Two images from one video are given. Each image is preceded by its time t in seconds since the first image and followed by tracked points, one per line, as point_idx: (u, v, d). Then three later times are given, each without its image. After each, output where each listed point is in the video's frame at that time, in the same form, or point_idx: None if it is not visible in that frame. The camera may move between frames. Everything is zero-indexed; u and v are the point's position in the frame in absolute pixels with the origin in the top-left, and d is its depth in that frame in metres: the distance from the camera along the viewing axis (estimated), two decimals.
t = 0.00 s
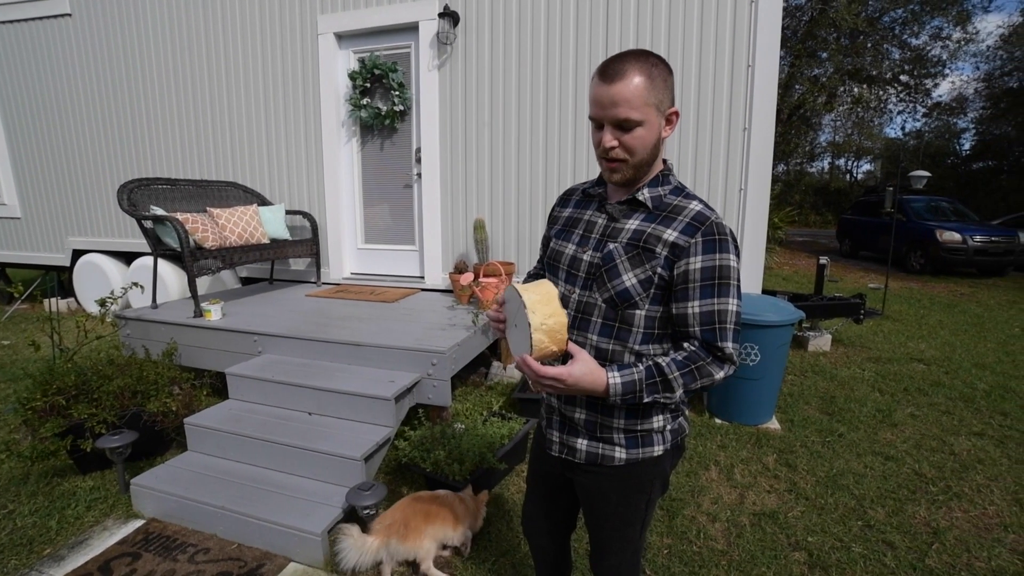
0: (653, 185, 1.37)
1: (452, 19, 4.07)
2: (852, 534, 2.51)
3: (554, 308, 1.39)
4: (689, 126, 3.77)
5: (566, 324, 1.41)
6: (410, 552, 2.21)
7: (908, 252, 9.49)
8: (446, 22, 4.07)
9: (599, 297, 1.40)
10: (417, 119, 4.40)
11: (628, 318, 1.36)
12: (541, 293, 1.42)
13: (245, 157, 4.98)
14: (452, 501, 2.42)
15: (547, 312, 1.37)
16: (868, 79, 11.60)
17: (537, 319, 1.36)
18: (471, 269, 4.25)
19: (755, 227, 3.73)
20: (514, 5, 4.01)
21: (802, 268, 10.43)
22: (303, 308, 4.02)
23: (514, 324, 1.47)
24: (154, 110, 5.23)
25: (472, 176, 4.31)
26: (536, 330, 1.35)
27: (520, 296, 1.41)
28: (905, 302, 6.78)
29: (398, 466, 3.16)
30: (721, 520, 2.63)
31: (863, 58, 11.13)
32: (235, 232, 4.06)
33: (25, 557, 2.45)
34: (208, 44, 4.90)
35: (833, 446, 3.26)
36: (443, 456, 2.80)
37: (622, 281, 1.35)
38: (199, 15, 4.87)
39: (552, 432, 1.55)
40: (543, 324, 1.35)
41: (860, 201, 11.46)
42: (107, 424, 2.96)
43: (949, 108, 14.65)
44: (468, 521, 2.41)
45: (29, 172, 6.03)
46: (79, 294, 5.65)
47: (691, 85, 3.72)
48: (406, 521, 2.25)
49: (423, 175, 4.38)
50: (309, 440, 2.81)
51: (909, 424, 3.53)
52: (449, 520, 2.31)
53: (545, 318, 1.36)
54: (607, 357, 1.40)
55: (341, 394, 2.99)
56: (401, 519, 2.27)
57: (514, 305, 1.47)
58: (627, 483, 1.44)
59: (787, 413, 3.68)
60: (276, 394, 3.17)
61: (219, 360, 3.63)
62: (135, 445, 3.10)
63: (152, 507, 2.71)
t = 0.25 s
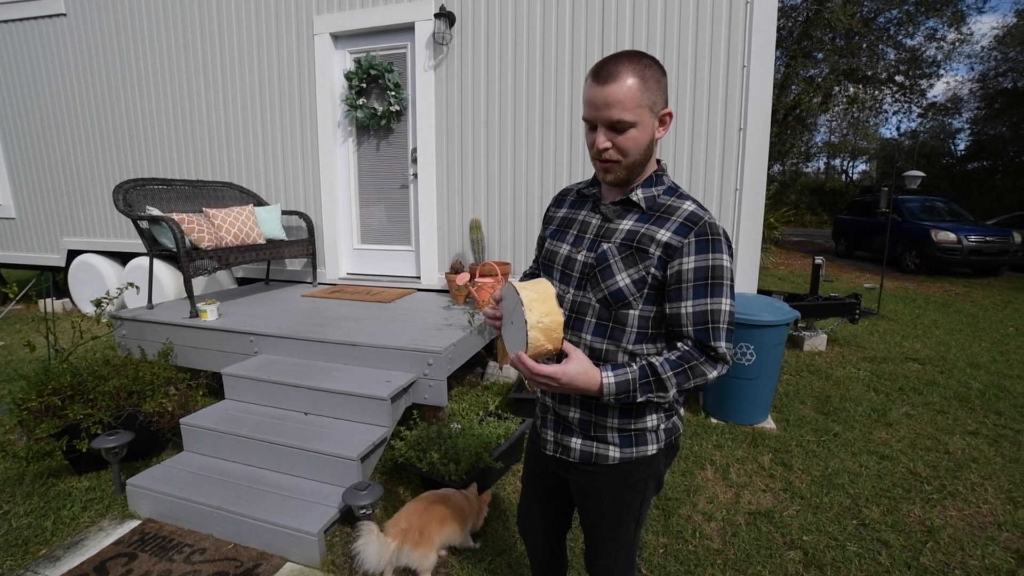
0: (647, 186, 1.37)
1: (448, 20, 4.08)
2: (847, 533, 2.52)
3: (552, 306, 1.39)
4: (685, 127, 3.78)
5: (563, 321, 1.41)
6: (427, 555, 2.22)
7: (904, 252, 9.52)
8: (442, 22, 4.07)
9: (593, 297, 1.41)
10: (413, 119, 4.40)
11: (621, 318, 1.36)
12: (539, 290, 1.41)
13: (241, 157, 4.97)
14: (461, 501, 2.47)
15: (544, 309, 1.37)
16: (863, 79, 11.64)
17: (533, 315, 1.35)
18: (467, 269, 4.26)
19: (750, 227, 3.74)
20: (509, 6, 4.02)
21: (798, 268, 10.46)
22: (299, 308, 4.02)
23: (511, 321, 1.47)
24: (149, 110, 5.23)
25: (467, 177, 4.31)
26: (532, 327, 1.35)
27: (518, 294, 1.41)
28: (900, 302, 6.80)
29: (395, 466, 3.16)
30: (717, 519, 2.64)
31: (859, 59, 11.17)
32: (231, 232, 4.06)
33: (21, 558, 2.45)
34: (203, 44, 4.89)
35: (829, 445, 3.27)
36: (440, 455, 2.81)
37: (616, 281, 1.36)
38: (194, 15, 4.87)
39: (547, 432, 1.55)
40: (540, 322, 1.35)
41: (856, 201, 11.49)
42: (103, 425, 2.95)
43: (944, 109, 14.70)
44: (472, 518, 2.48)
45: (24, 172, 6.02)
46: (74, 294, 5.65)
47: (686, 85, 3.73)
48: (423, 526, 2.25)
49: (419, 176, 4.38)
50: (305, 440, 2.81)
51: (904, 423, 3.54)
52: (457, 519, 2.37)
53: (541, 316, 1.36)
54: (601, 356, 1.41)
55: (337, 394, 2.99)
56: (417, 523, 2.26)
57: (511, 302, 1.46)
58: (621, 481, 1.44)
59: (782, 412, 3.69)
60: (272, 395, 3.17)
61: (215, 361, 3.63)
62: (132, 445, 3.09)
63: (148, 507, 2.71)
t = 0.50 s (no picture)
0: (640, 186, 1.37)
1: (444, 20, 4.06)
2: (843, 532, 2.53)
3: (551, 301, 1.39)
4: (681, 127, 3.78)
5: (561, 317, 1.41)
6: (434, 553, 2.24)
7: (900, 252, 9.54)
8: (438, 22, 4.07)
9: (587, 297, 1.41)
10: (409, 119, 4.40)
11: (615, 318, 1.36)
12: (540, 284, 1.41)
13: (237, 157, 4.97)
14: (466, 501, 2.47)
15: (543, 302, 1.37)
16: (859, 79, 11.67)
17: (532, 309, 1.35)
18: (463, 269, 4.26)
19: (746, 227, 3.74)
20: (506, 6, 4.02)
21: (794, 267, 10.47)
22: (296, 308, 4.02)
23: (509, 316, 1.46)
24: (145, 110, 5.22)
25: (464, 177, 4.31)
26: (530, 320, 1.34)
27: (518, 286, 1.41)
28: (896, 302, 6.82)
29: (391, 466, 3.16)
30: (713, 518, 2.65)
31: (855, 59, 11.19)
32: (227, 232, 4.05)
33: (16, 558, 2.44)
34: (198, 44, 4.89)
35: (825, 445, 3.28)
36: (436, 455, 2.81)
37: (609, 281, 1.36)
38: (189, 14, 4.86)
39: (542, 431, 1.55)
40: (539, 315, 1.35)
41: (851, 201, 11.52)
42: (99, 425, 2.94)
43: (940, 109, 14.74)
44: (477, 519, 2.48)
45: (18, 172, 6.01)
46: (70, 294, 5.65)
47: (683, 85, 3.74)
48: (428, 524, 2.27)
49: (416, 176, 4.38)
50: (301, 440, 2.81)
51: (900, 423, 3.55)
52: (463, 516, 2.38)
53: (540, 310, 1.36)
54: (595, 356, 1.41)
55: (334, 394, 2.99)
56: (422, 521, 2.29)
57: (511, 296, 1.46)
58: (616, 480, 1.44)
59: (778, 412, 3.70)
60: (268, 395, 3.17)
61: (211, 361, 3.62)
62: (127, 445, 3.08)
63: (144, 507, 2.71)
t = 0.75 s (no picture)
0: (636, 184, 1.37)
1: (440, 19, 4.06)
2: (840, 531, 2.53)
3: (533, 314, 1.40)
4: (678, 126, 3.78)
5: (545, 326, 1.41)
6: (430, 550, 2.23)
7: (896, 252, 9.55)
8: (435, 21, 4.07)
9: (581, 296, 1.41)
10: (406, 118, 4.40)
11: (610, 317, 1.36)
12: (519, 302, 1.42)
13: (233, 157, 4.97)
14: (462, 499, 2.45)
15: (526, 316, 1.38)
16: (856, 79, 11.69)
17: (517, 324, 1.35)
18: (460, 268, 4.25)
19: (743, 226, 3.74)
20: (502, 5, 4.02)
21: (791, 267, 10.49)
22: (293, 308, 4.01)
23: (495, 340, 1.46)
24: (140, 109, 5.21)
25: (460, 176, 4.31)
26: (517, 334, 1.34)
27: (499, 308, 1.42)
28: (892, 301, 6.83)
29: (388, 466, 3.16)
30: (710, 518, 2.65)
31: (852, 59, 11.21)
32: (224, 231, 4.05)
33: (11, 558, 2.44)
34: (195, 43, 4.88)
35: (822, 444, 3.28)
36: (433, 455, 2.81)
37: (604, 280, 1.36)
38: (185, 13, 4.85)
39: (538, 430, 1.55)
40: (525, 328, 1.35)
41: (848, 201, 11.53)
42: (95, 424, 2.94)
43: (937, 109, 14.76)
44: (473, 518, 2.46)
45: (14, 171, 6.00)
46: (65, 294, 5.64)
47: (680, 85, 3.74)
48: (424, 521, 2.27)
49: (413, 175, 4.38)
50: (298, 440, 2.81)
51: (896, 422, 3.56)
52: (460, 514, 2.37)
53: (524, 323, 1.36)
54: (591, 355, 1.41)
55: (331, 393, 2.98)
56: (417, 519, 2.29)
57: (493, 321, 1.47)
58: (612, 479, 1.44)
59: (775, 411, 3.70)
60: (265, 394, 3.16)
61: (208, 360, 3.62)
62: (123, 445, 3.08)
63: (140, 507, 2.71)
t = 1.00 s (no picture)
0: (631, 183, 1.37)
1: (437, 19, 4.07)
2: (837, 531, 2.53)
3: (529, 325, 1.40)
4: (675, 126, 3.79)
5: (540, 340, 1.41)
6: (429, 549, 2.24)
7: (893, 252, 9.56)
8: (432, 21, 4.07)
9: (577, 295, 1.41)
10: (403, 118, 4.40)
11: (605, 317, 1.36)
12: (515, 313, 1.43)
13: (230, 157, 4.97)
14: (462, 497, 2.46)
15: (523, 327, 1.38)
16: (853, 79, 11.71)
17: (514, 334, 1.35)
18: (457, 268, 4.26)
19: (740, 226, 3.75)
20: (499, 5, 4.02)
21: (789, 267, 10.49)
22: (290, 308, 4.01)
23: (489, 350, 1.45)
24: (137, 109, 5.21)
25: (457, 176, 4.32)
26: (514, 344, 1.34)
27: (495, 317, 1.42)
28: (890, 301, 6.84)
29: (385, 466, 3.16)
30: (707, 518, 2.65)
31: (849, 59, 11.23)
32: (221, 231, 4.05)
33: (8, 559, 2.43)
34: (191, 43, 4.88)
35: (819, 444, 3.28)
36: (431, 455, 2.81)
37: (599, 280, 1.36)
38: (182, 13, 4.86)
39: (534, 430, 1.55)
40: (521, 338, 1.35)
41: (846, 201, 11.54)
42: (92, 424, 2.94)
43: (934, 109, 14.78)
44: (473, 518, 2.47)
45: (11, 170, 5.99)
46: (62, 294, 5.65)
47: (677, 85, 3.74)
48: (422, 521, 2.28)
49: (410, 175, 4.38)
50: (296, 440, 2.81)
51: (893, 422, 3.56)
52: (459, 514, 2.38)
53: (521, 334, 1.36)
54: (587, 355, 1.41)
55: (328, 394, 2.98)
56: (415, 518, 2.29)
57: (485, 332, 1.46)
58: (608, 479, 1.45)
59: (772, 411, 3.71)
60: (263, 395, 3.16)
61: (205, 360, 3.62)
62: (120, 445, 3.07)
63: (137, 507, 2.70)
